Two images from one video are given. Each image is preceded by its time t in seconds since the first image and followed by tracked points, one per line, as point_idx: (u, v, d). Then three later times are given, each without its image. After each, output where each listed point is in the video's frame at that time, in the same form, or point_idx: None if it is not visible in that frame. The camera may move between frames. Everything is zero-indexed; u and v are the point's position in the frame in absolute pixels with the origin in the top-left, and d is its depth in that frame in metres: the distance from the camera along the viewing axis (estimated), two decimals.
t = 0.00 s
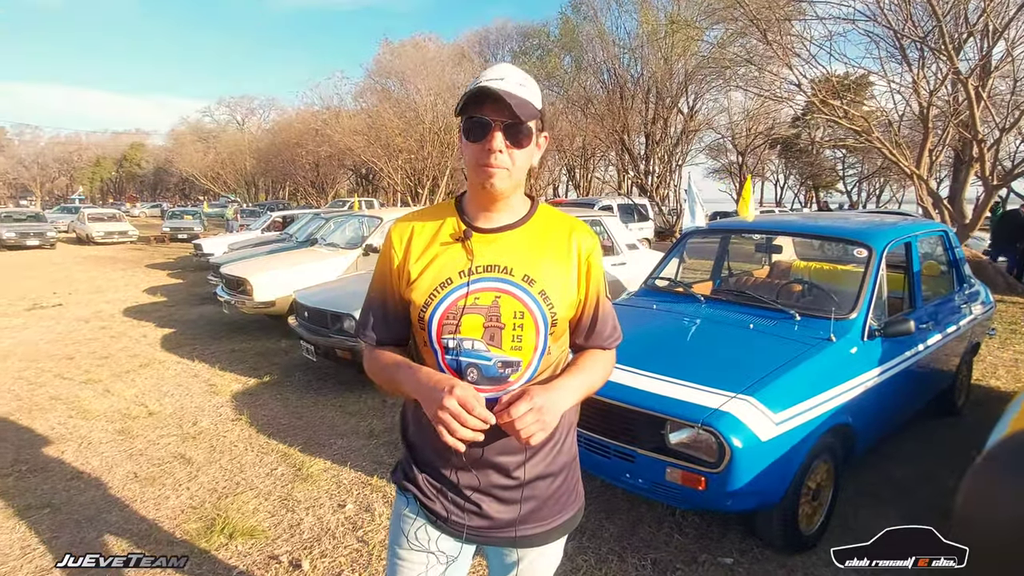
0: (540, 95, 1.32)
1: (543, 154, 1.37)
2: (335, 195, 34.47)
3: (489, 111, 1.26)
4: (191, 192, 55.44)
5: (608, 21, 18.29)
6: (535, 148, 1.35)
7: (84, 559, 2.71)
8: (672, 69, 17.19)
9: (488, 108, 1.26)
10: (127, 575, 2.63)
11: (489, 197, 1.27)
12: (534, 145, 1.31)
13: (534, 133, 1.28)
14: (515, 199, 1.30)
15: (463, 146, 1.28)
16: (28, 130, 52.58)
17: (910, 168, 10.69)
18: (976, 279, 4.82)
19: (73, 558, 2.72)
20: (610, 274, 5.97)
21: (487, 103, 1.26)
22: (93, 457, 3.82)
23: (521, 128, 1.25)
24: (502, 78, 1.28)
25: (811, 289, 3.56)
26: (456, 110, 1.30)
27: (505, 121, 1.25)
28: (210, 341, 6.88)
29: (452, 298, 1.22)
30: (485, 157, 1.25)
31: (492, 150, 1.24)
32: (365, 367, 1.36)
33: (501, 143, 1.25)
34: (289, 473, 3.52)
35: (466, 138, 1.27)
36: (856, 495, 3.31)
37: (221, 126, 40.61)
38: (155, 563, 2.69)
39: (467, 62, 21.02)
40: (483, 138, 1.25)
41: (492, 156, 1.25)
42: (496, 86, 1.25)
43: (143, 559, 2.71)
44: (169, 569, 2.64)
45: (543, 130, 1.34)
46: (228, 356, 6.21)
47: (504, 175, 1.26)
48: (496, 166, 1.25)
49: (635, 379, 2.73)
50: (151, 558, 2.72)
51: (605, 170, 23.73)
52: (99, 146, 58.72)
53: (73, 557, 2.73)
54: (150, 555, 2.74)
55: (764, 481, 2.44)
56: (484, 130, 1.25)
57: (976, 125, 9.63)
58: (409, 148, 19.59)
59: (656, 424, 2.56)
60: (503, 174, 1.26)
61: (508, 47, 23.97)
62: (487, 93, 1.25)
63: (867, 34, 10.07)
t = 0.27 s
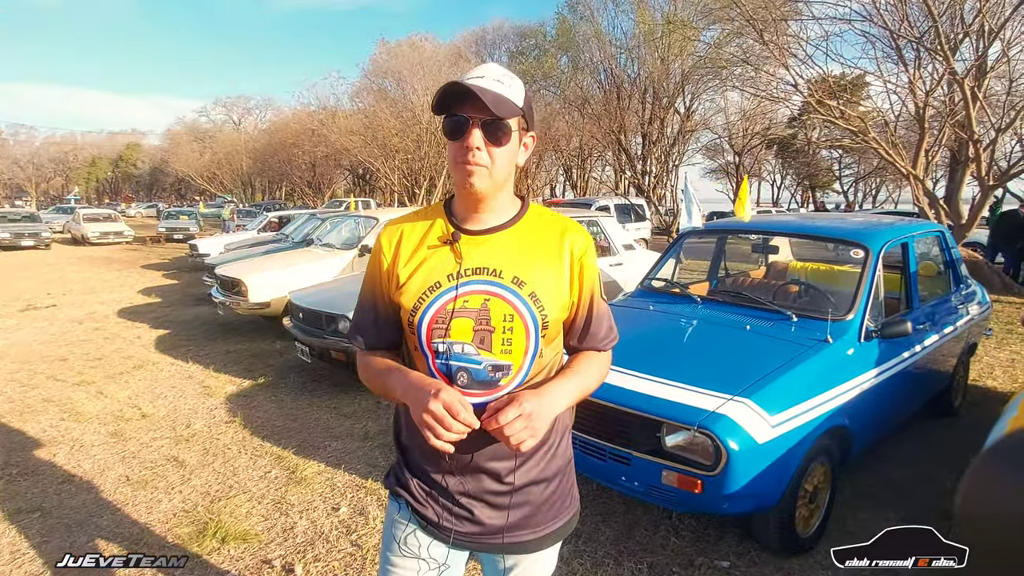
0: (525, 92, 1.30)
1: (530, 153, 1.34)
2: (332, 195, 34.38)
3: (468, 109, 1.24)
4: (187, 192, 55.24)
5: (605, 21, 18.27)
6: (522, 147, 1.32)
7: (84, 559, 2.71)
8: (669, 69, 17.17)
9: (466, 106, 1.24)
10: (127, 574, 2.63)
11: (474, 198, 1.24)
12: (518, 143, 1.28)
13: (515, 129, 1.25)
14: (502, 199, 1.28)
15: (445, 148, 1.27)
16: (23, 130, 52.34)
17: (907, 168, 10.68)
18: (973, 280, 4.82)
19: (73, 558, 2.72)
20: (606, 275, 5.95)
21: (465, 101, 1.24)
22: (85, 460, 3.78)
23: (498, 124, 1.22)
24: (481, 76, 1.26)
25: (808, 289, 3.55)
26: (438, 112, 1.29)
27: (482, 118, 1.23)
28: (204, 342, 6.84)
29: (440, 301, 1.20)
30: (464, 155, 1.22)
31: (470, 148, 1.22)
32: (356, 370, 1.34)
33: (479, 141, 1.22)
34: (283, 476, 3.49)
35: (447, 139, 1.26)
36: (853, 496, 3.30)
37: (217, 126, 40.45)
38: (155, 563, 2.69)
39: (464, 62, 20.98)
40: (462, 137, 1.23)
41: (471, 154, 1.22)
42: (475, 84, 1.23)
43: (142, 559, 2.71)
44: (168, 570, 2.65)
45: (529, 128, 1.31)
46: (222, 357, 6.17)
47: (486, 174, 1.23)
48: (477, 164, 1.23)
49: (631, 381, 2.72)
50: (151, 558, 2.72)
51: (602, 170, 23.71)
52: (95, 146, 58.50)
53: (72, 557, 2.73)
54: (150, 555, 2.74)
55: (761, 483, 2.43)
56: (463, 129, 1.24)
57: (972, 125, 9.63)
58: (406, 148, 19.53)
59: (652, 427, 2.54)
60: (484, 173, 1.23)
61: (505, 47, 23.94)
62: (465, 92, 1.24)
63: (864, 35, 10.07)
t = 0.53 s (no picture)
0: (513, 92, 1.27)
1: (519, 152, 1.32)
2: (328, 195, 34.27)
3: (455, 107, 1.21)
4: (182, 193, 55.02)
5: (601, 20, 18.25)
6: (511, 147, 1.30)
7: (84, 559, 2.71)
8: (665, 69, 17.17)
9: (453, 104, 1.21)
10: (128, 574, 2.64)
11: (462, 198, 1.22)
12: (507, 142, 1.26)
13: (505, 128, 1.23)
14: (492, 199, 1.25)
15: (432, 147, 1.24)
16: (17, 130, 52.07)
17: (902, 168, 10.69)
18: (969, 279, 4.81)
19: (73, 558, 2.72)
20: (601, 275, 5.94)
21: (453, 99, 1.21)
22: (75, 464, 3.74)
23: (487, 124, 1.20)
24: (470, 73, 1.23)
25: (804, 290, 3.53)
26: (425, 110, 1.26)
27: (471, 117, 1.20)
28: (198, 343, 6.79)
29: (428, 302, 1.18)
30: (453, 155, 1.20)
31: (458, 147, 1.20)
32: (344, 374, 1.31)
33: (466, 141, 1.20)
34: (275, 479, 3.45)
35: (435, 138, 1.23)
36: (850, 498, 3.28)
37: (212, 126, 40.28)
38: (156, 563, 2.69)
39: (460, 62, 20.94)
40: (449, 136, 1.21)
41: (460, 154, 1.20)
42: (464, 82, 1.20)
43: (143, 559, 2.71)
44: (169, 569, 2.65)
45: (518, 128, 1.29)
46: (216, 359, 6.12)
47: (474, 174, 1.21)
48: (465, 164, 1.21)
49: (627, 383, 2.69)
50: (152, 558, 2.72)
51: (598, 170, 23.69)
52: (89, 146, 58.24)
53: (73, 557, 2.73)
54: (151, 555, 2.74)
55: (758, 486, 2.41)
56: (451, 129, 1.21)
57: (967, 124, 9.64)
58: (401, 148, 19.47)
59: (648, 430, 2.51)
60: (470, 174, 1.21)
61: (501, 47, 23.91)
62: (452, 90, 1.21)
63: (860, 35, 10.08)
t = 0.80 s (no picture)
0: (506, 90, 1.24)
1: (512, 152, 1.28)
2: (322, 195, 34.13)
3: (448, 105, 1.18)
4: (174, 193, 54.67)
5: (595, 20, 18.24)
6: (503, 147, 1.26)
7: (81, 559, 2.69)
8: (660, 69, 17.18)
9: (447, 102, 1.18)
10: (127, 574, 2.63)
11: (453, 197, 1.18)
12: (500, 142, 1.23)
13: (498, 127, 1.20)
14: (484, 200, 1.22)
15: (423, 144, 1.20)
16: (7, 130, 51.61)
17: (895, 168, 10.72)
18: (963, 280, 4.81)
19: (70, 559, 2.70)
20: (596, 275, 5.91)
21: (447, 96, 1.18)
22: (63, 468, 3.68)
23: (482, 123, 1.17)
24: (463, 70, 1.20)
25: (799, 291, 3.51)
26: (416, 106, 1.23)
27: (465, 115, 1.17)
28: (189, 345, 6.72)
29: (417, 304, 1.14)
30: (445, 154, 1.17)
31: (451, 146, 1.16)
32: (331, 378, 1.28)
33: (459, 140, 1.17)
34: (266, 483, 3.41)
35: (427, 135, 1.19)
36: (846, 501, 3.26)
37: (205, 125, 40.02)
38: (156, 563, 2.68)
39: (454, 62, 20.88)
40: (442, 135, 1.17)
41: (452, 153, 1.17)
42: (458, 79, 1.17)
43: (143, 559, 2.71)
44: (170, 569, 2.65)
45: (511, 127, 1.26)
46: (207, 361, 6.05)
47: (467, 174, 1.18)
48: (458, 163, 1.17)
49: (622, 386, 2.66)
50: (151, 558, 2.72)
51: (592, 170, 23.68)
52: (80, 145, 57.78)
53: (70, 558, 2.71)
54: (150, 555, 2.74)
55: (754, 489, 2.38)
56: (444, 127, 1.18)
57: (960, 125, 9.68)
58: (395, 148, 19.39)
59: (643, 432, 2.48)
60: (462, 175, 1.18)
61: (495, 46, 23.87)
62: (446, 87, 1.18)
63: (853, 35, 10.11)
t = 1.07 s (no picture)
0: (510, 95, 1.23)
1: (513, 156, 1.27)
2: (315, 195, 33.99)
3: (458, 109, 1.16)
4: (167, 193, 54.30)
5: (590, 21, 18.23)
6: (505, 151, 1.25)
7: (82, 560, 2.70)
8: (654, 70, 17.18)
9: (456, 105, 1.16)
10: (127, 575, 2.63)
11: (452, 201, 1.17)
12: (504, 147, 1.21)
13: (504, 132, 1.18)
14: (483, 204, 1.21)
15: (426, 147, 1.18)
16: None
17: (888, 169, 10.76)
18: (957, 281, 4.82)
19: (70, 559, 2.70)
20: (591, 276, 5.90)
21: (455, 99, 1.16)
22: (53, 471, 3.63)
23: (490, 128, 1.16)
24: (470, 73, 1.18)
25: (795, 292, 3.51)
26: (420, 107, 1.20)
27: (474, 120, 1.16)
28: (181, 346, 6.67)
29: (413, 308, 1.12)
30: (449, 158, 1.15)
31: (458, 150, 1.14)
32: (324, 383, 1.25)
33: (468, 144, 1.15)
34: (260, 486, 3.38)
35: (430, 138, 1.17)
36: (841, 502, 3.26)
37: (197, 125, 39.77)
38: (156, 563, 2.68)
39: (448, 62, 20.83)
40: (448, 137, 1.15)
41: (458, 157, 1.15)
42: (468, 82, 1.15)
43: (142, 559, 2.71)
44: (170, 569, 2.65)
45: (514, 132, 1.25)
46: (199, 363, 6.00)
47: (471, 180, 1.16)
48: (462, 168, 1.16)
49: (618, 388, 2.65)
50: (150, 559, 2.72)
51: (587, 170, 23.67)
52: (71, 144, 57.33)
53: (69, 558, 2.71)
54: (149, 555, 2.74)
55: (751, 492, 2.37)
56: (449, 129, 1.16)
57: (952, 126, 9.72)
58: (389, 148, 19.32)
59: (640, 435, 2.47)
60: (470, 181, 1.16)
61: (489, 46, 23.82)
62: (456, 90, 1.16)
63: (846, 37, 10.15)
